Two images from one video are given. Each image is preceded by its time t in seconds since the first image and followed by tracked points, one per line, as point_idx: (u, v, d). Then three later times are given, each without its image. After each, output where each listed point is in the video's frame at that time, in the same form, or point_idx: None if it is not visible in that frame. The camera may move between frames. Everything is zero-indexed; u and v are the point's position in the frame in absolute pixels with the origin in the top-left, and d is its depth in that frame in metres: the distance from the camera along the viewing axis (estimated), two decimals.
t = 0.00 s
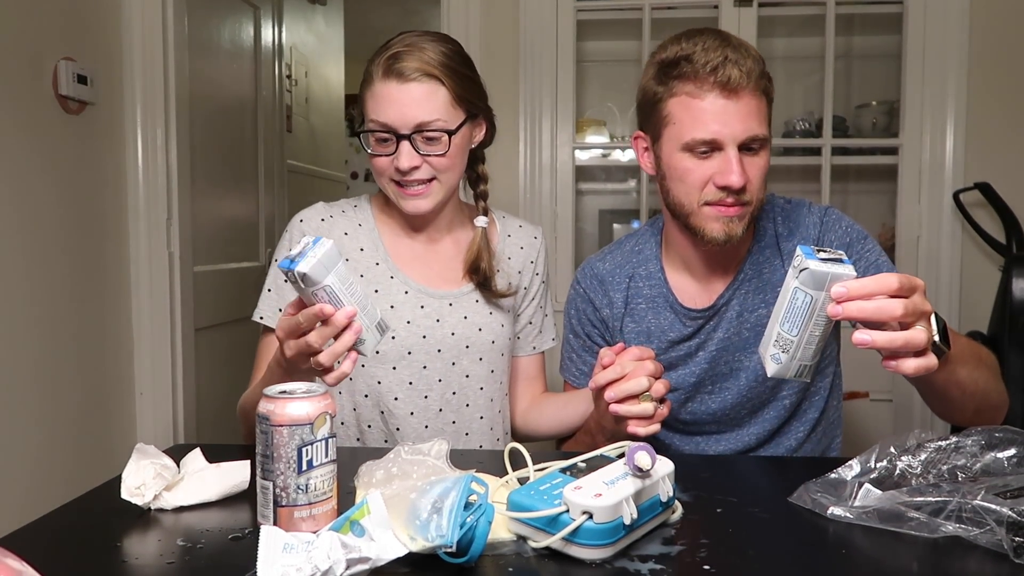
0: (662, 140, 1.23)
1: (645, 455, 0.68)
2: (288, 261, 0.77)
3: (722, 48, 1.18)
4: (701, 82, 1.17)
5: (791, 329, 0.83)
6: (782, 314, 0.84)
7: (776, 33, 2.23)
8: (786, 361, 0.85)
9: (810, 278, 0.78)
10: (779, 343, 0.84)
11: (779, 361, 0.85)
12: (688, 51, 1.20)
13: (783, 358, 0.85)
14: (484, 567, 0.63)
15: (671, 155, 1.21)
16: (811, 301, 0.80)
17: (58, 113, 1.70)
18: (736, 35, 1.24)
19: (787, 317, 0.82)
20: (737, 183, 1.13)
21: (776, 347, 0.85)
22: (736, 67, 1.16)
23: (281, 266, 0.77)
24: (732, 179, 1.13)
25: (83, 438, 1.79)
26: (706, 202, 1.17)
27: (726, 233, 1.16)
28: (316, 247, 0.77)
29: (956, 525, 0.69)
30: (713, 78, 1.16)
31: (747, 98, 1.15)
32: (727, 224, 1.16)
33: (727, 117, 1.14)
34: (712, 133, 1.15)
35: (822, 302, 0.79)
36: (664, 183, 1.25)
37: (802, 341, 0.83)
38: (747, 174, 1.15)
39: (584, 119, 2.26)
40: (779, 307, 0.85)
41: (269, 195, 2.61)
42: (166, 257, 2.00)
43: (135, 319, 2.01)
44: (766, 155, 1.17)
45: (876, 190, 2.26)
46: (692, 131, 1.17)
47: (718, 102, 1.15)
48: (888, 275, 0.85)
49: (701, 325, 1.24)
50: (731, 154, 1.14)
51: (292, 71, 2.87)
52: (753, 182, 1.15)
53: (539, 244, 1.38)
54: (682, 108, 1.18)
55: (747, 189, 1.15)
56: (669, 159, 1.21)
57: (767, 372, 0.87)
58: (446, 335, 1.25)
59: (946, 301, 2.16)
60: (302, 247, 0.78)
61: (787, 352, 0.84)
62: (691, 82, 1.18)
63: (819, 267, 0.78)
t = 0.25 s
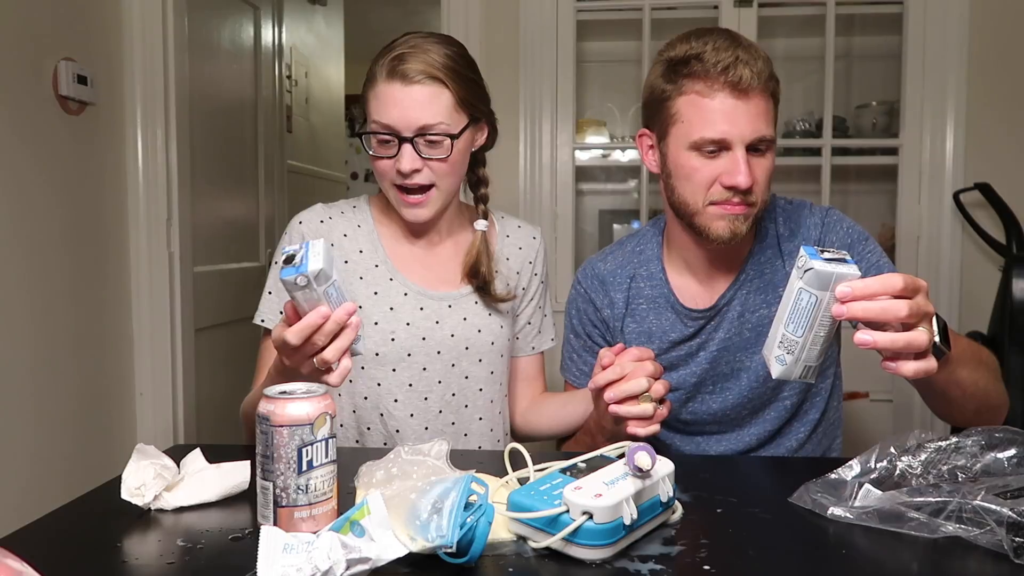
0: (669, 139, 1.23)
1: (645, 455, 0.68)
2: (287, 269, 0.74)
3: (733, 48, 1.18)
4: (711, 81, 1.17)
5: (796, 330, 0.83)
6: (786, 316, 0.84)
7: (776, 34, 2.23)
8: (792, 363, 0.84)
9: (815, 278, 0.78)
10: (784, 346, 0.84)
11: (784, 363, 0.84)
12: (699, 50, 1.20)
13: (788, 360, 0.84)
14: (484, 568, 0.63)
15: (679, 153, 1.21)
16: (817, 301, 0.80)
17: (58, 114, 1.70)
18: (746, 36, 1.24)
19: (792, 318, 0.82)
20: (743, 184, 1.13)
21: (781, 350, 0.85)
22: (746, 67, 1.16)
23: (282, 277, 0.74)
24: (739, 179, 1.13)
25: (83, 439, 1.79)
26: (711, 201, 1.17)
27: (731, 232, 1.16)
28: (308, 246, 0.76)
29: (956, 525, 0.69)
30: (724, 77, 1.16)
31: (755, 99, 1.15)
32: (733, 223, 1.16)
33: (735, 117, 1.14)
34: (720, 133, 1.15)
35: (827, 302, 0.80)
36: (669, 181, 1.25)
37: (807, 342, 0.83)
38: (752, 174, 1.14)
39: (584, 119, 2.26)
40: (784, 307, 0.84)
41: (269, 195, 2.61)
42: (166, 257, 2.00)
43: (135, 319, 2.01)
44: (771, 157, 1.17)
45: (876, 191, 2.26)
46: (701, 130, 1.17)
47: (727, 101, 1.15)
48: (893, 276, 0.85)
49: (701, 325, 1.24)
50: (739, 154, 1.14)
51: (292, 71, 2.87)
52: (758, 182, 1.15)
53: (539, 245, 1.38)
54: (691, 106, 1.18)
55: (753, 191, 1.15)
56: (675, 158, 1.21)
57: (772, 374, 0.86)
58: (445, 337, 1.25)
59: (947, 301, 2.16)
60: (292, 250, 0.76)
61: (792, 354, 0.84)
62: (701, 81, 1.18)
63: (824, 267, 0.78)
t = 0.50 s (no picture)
0: (673, 139, 1.23)
1: (645, 455, 0.68)
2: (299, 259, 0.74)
3: (739, 49, 1.18)
4: (716, 81, 1.17)
5: (797, 329, 0.82)
6: (787, 315, 0.83)
7: (776, 33, 2.23)
8: (794, 362, 0.84)
9: (818, 278, 0.78)
10: (785, 345, 0.84)
11: (786, 362, 0.84)
12: (704, 49, 1.20)
13: (789, 359, 0.84)
14: (485, 568, 0.63)
15: (682, 153, 1.20)
16: (819, 300, 0.80)
17: (59, 114, 1.70)
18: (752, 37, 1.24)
19: (793, 318, 0.82)
20: (747, 185, 1.13)
21: (782, 349, 0.84)
22: (753, 68, 1.16)
23: (297, 268, 0.74)
24: (743, 180, 1.13)
25: (83, 439, 1.79)
26: (714, 202, 1.17)
27: (733, 232, 1.16)
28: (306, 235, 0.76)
29: (956, 525, 0.69)
30: (730, 78, 1.16)
31: (761, 100, 1.15)
32: (735, 224, 1.16)
33: (740, 118, 1.14)
34: (724, 134, 1.15)
35: (829, 301, 0.80)
36: (671, 181, 1.25)
37: (809, 340, 0.82)
38: (755, 175, 1.14)
39: (584, 120, 2.26)
40: (785, 306, 0.84)
41: (269, 196, 2.61)
42: (166, 257, 2.00)
43: (135, 319, 2.01)
44: (774, 158, 1.17)
45: (876, 191, 2.26)
46: (705, 130, 1.17)
47: (732, 102, 1.15)
48: (895, 275, 0.85)
49: (702, 326, 1.24)
50: (743, 155, 1.14)
51: (293, 71, 2.87)
52: (761, 184, 1.15)
53: (539, 245, 1.38)
54: (695, 106, 1.18)
55: (756, 192, 1.15)
56: (679, 157, 1.21)
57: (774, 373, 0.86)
58: (445, 337, 1.25)
59: (947, 301, 2.16)
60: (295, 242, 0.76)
61: (793, 353, 0.84)
62: (706, 81, 1.17)
63: (826, 266, 0.78)
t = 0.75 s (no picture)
0: (674, 140, 1.23)
1: (645, 455, 0.68)
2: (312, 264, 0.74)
3: (741, 50, 1.18)
4: (718, 82, 1.17)
5: (796, 326, 0.83)
6: (787, 313, 0.83)
7: (776, 33, 2.23)
8: (792, 359, 0.85)
9: (817, 277, 0.78)
10: (784, 341, 0.84)
11: (784, 358, 0.85)
12: (706, 50, 1.20)
13: (788, 356, 0.84)
14: (485, 568, 0.63)
15: (684, 154, 1.20)
16: (818, 299, 0.80)
17: (59, 114, 1.71)
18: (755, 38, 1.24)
19: (793, 315, 0.82)
20: (748, 187, 1.13)
21: (781, 345, 0.85)
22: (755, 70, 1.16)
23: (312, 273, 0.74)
24: (744, 183, 1.13)
25: (82, 439, 1.79)
26: (715, 204, 1.17)
27: (733, 234, 1.16)
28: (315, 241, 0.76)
29: (956, 525, 0.69)
30: (732, 80, 1.16)
31: (763, 102, 1.15)
32: (735, 226, 1.16)
33: (742, 119, 1.14)
34: (725, 136, 1.15)
35: (827, 301, 0.80)
36: (672, 182, 1.25)
37: (807, 338, 0.83)
38: (756, 177, 1.14)
39: (584, 120, 2.26)
40: (784, 304, 0.84)
41: (270, 196, 2.61)
42: (166, 257, 2.00)
43: (135, 319, 2.01)
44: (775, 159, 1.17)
45: (876, 191, 2.26)
46: (707, 132, 1.17)
47: (734, 103, 1.15)
48: (895, 275, 0.85)
49: (702, 326, 1.24)
50: (744, 156, 1.14)
51: (293, 71, 2.87)
52: (761, 186, 1.15)
53: (539, 245, 1.38)
54: (697, 107, 1.18)
55: (757, 194, 1.15)
56: (680, 158, 1.21)
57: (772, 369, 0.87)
58: (445, 338, 1.25)
59: (947, 301, 2.16)
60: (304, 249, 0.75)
61: (792, 350, 0.84)
62: (708, 82, 1.18)
63: (826, 266, 0.78)
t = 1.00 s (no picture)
0: (675, 140, 1.23)
1: (645, 455, 0.68)
2: (314, 262, 0.75)
3: (742, 51, 1.18)
4: (718, 83, 1.17)
5: (792, 324, 0.83)
6: (784, 311, 0.83)
7: (776, 34, 2.23)
8: (789, 356, 0.85)
9: (815, 276, 0.78)
10: (781, 339, 0.85)
11: (781, 356, 0.85)
12: (707, 50, 1.20)
13: (786, 353, 0.85)
14: (485, 568, 0.63)
15: (684, 155, 1.21)
16: (815, 298, 0.80)
17: (59, 114, 1.71)
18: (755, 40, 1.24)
19: (790, 313, 0.82)
20: (747, 189, 1.13)
21: (778, 342, 0.85)
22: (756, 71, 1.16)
23: (315, 270, 0.74)
24: (743, 184, 1.13)
25: (82, 439, 1.79)
26: (714, 204, 1.17)
27: (733, 235, 1.16)
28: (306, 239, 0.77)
29: (956, 526, 0.69)
30: (732, 81, 1.16)
31: (763, 103, 1.15)
32: (735, 227, 1.16)
33: (742, 121, 1.14)
34: (725, 137, 1.15)
35: (825, 299, 0.80)
36: (672, 182, 1.25)
37: (804, 336, 0.83)
38: (756, 178, 1.14)
39: (584, 120, 2.26)
40: (782, 302, 0.84)
41: (270, 196, 2.61)
42: (166, 257, 2.00)
43: (135, 319, 2.01)
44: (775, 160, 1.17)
45: (876, 191, 2.26)
46: (707, 133, 1.17)
47: (734, 105, 1.15)
48: (893, 275, 0.85)
49: (703, 327, 1.24)
50: (744, 158, 1.14)
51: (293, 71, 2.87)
52: (761, 187, 1.15)
53: (538, 246, 1.38)
54: (697, 108, 1.18)
55: (756, 195, 1.15)
56: (680, 158, 1.21)
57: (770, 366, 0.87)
58: (444, 338, 1.25)
59: (947, 301, 2.16)
60: (298, 250, 0.76)
61: (789, 348, 0.84)
62: (708, 83, 1.18)
63: (823, 265, 0.78)
